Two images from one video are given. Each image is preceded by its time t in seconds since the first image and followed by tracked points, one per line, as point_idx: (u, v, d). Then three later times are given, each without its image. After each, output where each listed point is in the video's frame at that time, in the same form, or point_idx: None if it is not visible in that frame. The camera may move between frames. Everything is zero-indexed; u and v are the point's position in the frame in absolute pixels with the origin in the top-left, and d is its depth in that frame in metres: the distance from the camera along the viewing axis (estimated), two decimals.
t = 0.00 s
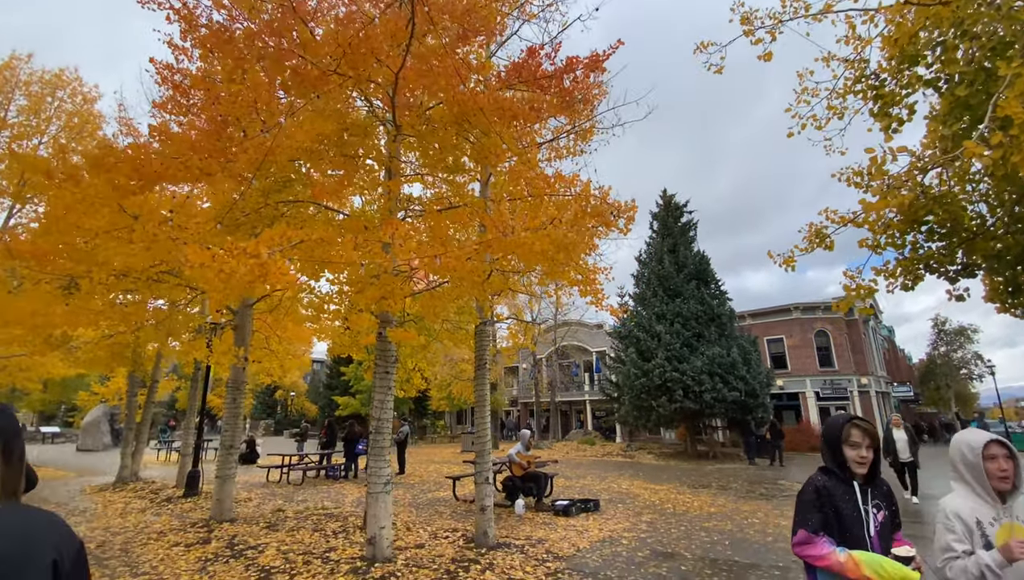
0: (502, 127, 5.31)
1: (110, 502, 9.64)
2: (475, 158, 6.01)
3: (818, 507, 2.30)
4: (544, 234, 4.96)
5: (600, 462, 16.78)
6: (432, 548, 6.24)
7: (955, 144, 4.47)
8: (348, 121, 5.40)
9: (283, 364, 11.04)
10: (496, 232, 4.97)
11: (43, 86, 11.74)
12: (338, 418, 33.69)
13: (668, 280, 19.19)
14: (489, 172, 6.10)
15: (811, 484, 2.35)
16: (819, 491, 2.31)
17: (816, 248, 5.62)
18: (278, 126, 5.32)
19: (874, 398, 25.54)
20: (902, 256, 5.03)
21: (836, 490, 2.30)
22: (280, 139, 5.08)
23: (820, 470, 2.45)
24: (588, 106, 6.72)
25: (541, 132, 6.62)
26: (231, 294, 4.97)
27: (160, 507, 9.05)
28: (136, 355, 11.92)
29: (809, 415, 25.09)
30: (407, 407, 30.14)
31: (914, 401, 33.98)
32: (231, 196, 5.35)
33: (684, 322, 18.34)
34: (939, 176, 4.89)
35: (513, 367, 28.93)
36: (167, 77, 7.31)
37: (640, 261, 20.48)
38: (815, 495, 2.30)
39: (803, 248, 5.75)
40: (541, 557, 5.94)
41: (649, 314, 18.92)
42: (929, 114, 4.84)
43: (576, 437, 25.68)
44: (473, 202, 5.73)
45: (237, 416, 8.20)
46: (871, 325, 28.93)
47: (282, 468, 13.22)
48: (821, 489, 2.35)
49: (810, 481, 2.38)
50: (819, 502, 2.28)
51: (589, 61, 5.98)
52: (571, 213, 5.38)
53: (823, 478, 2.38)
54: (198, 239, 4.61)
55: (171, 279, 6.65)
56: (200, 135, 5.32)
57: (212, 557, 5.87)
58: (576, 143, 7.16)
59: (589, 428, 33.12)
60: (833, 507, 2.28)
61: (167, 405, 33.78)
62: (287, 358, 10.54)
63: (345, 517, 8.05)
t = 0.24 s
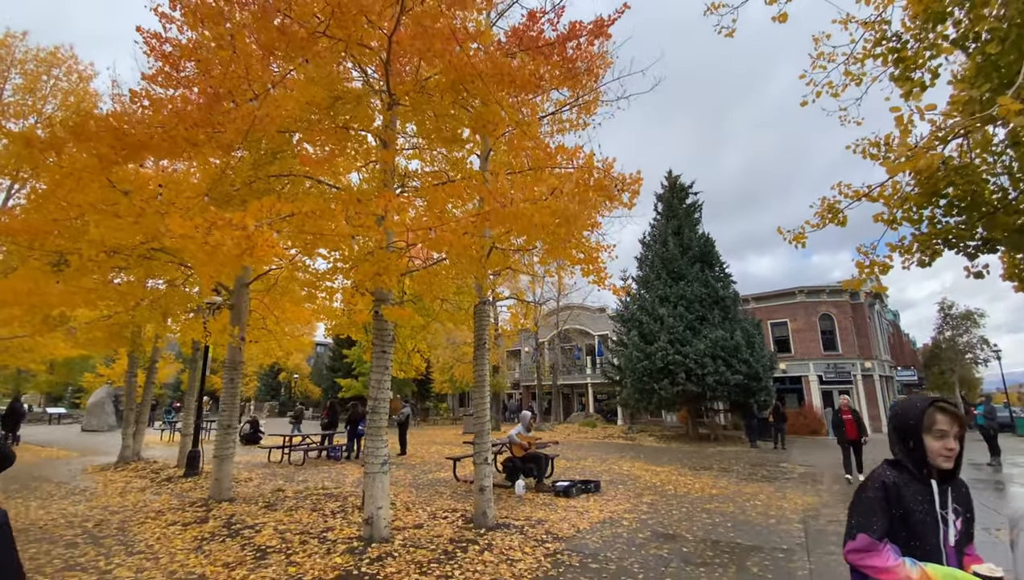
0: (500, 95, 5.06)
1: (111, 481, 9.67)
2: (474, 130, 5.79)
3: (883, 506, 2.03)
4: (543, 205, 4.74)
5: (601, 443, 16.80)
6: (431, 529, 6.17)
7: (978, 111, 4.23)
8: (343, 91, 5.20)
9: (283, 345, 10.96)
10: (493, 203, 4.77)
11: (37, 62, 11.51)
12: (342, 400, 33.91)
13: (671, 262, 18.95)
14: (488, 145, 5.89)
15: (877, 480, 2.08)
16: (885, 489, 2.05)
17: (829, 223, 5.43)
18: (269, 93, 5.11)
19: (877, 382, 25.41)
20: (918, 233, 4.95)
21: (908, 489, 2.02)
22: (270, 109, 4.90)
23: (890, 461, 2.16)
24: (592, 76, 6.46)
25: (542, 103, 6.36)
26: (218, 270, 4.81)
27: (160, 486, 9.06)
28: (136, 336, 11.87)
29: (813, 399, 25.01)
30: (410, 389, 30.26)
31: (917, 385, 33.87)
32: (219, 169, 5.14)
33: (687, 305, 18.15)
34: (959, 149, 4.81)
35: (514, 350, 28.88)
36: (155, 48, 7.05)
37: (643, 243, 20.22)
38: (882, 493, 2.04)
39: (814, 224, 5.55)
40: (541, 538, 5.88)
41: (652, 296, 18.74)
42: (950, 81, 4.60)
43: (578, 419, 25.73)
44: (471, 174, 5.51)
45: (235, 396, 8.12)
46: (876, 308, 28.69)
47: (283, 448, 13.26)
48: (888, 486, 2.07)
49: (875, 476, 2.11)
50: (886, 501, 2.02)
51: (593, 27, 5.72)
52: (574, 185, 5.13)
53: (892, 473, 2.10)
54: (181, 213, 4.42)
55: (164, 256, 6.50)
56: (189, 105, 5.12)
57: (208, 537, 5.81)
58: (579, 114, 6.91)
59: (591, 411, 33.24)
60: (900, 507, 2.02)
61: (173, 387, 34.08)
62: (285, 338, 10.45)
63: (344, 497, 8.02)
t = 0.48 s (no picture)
0: (500, 63, 4.81)
1: (112, 464, 9.66)
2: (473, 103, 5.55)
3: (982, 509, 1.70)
4: (545, 178, 4.51)
5: (603, 427, 16.77)
6: (431, 513, 6.10)
7: (1007, 78, 4.00)
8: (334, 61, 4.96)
9: (282, 329, 10.85)
10: (492, 176, 4.54)
11: (28, 41, 11.26)
12: (345, 384, 34.05)
13: (676, 246, 18.69)
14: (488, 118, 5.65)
15: (977, 476, 1.73)
16: (984, 488, 1.70)
17: (843, 201, 5.22)
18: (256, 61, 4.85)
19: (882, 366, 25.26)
20: (938, 209, 4.75)
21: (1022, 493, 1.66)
22: (257, 79, 4.64)
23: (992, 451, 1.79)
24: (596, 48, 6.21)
25: (544, 76, 6.11)
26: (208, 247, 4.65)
27: (160, 469, 9.03)
28: (135, 320, 11.78)
29: (816, 384, 24.90)
30: (413, 374, 30.31)
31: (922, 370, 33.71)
32: (208, 143, 4.95)
33: (692, 289, 17.95)
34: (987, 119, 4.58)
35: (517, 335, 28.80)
36: (144, 21, 6.80)
37: (648, 226, 19.95)
38: (981, 494, 1.70)
39: (828, 201, 5.34)
40: (543, 522, 5.80)
41: (656, 280, 18.53)
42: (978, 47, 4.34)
43: (580, 403, 25.75)
44: (470, 148, 5.27)
45: (234, 379, 8.03)
46: (882, 293, 28.44)
47: (285, 431, 13.27)
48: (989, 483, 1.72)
49: (972, 469, 1.75)
50: (985, 503, 1.69)
51: None
52: (577, 157, 4.90)
53: (996, 468, 1.73)
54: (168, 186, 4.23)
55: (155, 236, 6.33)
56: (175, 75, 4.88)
57: (205, 520, 5.75)
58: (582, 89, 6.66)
59: (593, 395, 33.28)
60: (1006, 511, 1.67)
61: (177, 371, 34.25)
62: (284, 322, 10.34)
63: (345, 481, 7.97)
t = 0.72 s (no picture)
0: (498, 25, 4.54)
1: (114, 445, 9.68)
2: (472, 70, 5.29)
3: None
4: (545, 146, 4.28)
5: (607, 408, 16.74)
6: (431, 493, 6.04)
7: None
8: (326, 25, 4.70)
9: (283, 310, 10.76)
10: (490, 144, 4.31)
11: (19, 17, 10.99)
12: (349, 366, 34.21)
13: (682, 226, 18.40)
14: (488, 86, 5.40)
15: None
16: None
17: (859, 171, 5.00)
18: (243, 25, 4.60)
19: (888, 347, 25.07)
20: (960, 177, 4.55)
21: None
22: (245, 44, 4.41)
23: None
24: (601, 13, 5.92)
25: (546, 43, 5.85)
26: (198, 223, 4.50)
27: (163, 450, 9.04)
28: (135, 301, 11.71)
29: (821, 365, 24.77)
30: (417, 356, 30.37)
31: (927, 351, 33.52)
32: (195, 113, 4.74)
33: (697, 270, 17.72)
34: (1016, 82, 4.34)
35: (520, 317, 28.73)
36: None
37: (653, 206, 19.65)
38: None
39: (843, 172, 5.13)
40: (545, 502, 5.72)
41: (661, 261, 18.30)
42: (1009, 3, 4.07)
43: (583, 384, 25.77)
44: (468, 117, 5.03)
45: (233, 360, 7.96)
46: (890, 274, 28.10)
47: (289, 412, 13.29)
48: None
49: None
50: None
51: None
52: (580, 124, 4.65)
53: None
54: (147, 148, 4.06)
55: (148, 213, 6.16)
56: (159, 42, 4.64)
57: (205, 500, 5.71)
58: (586, 57, 6.38)
59: (596, 377, 33.32)
60: None
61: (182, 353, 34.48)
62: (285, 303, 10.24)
63: (346, 461, 7.94)
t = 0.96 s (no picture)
0: None
1: (118, 427, 9.70)
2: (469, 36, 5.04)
3: None
4: (543, 111, 4.03)
5: (610, 391, 16.69)
6: (432, 474, 5.98)
7: None
8: None
9: (282, 292, 10.67)
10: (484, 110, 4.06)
11: None
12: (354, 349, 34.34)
13: (688, 206, 18.09)
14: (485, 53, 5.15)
15: None
16: None
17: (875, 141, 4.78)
18: None
19: (895, 329, 24.83)
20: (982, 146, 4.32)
21: None
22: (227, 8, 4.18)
23: None
24: None
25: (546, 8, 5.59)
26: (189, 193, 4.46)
27: (166, 432, 9.05)
28: (135, 284, 11.65)
29: (827, 347, 24.59)
30: (421, 339, 30.41)
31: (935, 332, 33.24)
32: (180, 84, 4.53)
33: (703, 251, 17.47)
34: None
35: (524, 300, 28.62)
36: None
37: (659, 186, 19.30)
38: None
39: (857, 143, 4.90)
40: (546, 483, 5.66)
41: (666, 242, 18.05)
42: None
43: (587, 367, 25.74)
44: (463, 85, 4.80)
45: (232, 342, 7.89)
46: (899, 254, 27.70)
47: (292, 394, 13.30)
48: None
49: None
50: None
51: None
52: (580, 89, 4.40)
53: None
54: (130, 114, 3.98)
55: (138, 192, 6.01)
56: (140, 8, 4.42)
57: (204, 481, 5.68)
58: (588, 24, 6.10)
59: (600, 359, 33.29)
60: None
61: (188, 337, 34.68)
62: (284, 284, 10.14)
63: (348, 442, 7.91)
